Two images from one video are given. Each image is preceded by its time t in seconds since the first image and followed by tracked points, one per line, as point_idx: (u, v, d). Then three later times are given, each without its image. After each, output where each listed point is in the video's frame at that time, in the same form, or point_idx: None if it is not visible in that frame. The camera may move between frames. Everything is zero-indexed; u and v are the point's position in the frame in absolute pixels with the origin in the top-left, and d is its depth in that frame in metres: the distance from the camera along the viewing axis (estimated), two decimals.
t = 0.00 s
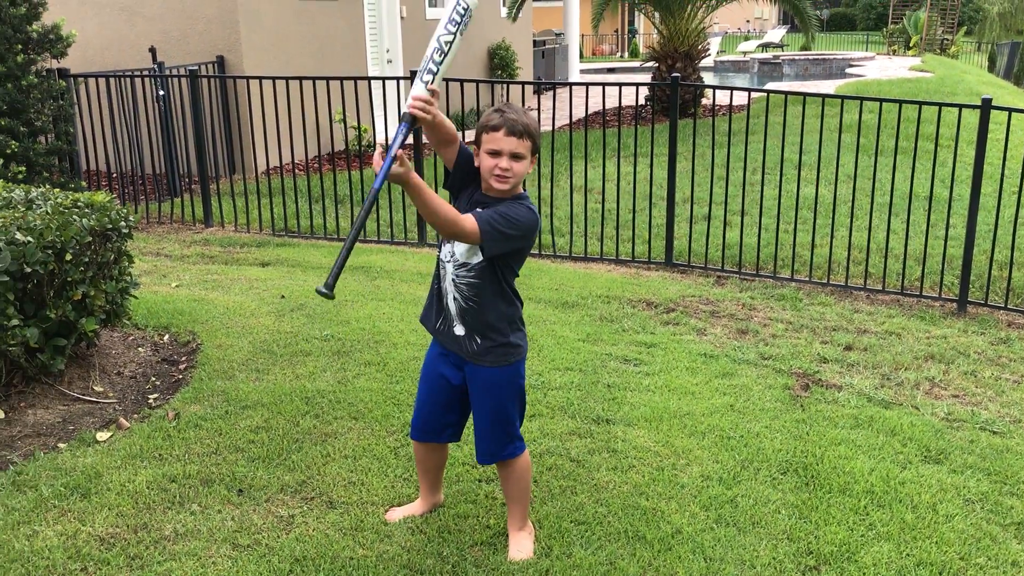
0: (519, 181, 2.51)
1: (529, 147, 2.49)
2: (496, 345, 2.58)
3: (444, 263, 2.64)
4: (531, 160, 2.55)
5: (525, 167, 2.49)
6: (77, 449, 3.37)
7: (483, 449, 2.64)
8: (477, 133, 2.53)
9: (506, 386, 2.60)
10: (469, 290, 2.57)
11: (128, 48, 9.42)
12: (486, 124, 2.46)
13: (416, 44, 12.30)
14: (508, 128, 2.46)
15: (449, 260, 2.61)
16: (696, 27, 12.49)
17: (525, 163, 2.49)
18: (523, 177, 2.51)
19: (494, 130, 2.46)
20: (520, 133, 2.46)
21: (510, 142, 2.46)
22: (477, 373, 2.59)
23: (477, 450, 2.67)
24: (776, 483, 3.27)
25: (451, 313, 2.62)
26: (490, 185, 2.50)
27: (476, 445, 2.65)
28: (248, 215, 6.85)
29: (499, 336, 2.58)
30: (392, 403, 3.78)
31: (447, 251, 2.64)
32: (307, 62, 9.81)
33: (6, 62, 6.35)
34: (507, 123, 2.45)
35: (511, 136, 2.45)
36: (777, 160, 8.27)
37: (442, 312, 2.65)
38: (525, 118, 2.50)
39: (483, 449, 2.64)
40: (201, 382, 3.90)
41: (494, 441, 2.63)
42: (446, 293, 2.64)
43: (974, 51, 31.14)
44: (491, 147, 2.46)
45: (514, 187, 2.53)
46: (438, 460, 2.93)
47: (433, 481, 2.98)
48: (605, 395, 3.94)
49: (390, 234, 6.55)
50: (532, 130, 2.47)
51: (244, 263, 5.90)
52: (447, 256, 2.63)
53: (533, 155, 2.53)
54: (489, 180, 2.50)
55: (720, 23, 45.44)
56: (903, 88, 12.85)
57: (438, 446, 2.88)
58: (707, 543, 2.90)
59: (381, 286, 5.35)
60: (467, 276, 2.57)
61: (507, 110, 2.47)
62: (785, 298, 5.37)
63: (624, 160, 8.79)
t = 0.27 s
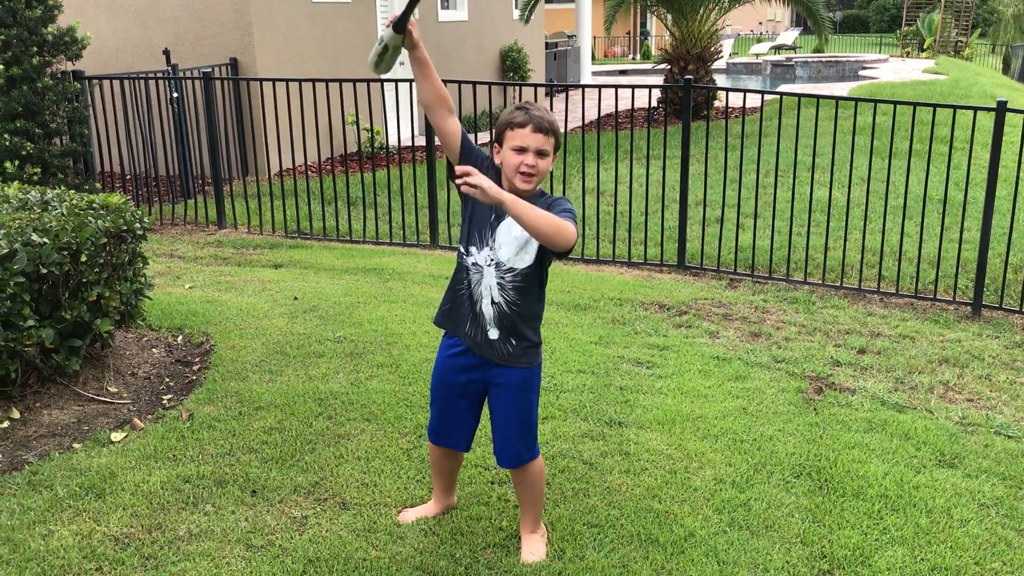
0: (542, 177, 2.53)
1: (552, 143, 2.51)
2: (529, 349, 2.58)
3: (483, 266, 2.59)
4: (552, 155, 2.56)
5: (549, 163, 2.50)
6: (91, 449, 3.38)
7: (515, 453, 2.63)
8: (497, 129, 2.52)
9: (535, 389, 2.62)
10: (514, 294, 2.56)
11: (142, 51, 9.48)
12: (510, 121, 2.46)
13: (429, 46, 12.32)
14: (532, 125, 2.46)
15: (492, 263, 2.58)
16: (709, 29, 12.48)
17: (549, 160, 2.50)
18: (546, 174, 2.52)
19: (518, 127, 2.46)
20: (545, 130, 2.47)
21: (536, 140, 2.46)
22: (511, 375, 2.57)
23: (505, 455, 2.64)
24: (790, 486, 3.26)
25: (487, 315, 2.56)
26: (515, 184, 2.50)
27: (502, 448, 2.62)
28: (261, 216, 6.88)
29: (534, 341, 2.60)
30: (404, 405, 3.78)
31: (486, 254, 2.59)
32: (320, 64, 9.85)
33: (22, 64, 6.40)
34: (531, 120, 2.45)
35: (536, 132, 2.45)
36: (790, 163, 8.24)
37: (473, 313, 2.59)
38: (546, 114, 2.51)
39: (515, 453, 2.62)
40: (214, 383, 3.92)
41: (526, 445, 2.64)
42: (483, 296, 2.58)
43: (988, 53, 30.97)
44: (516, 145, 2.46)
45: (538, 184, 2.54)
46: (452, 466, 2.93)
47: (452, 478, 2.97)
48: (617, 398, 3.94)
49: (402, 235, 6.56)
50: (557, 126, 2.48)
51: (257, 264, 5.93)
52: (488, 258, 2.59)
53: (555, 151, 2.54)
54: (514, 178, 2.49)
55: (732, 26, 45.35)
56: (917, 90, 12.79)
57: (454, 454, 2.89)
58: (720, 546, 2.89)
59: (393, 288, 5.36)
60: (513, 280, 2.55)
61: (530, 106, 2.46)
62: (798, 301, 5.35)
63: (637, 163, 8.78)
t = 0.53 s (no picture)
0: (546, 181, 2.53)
1: (556, 146, 2.51)
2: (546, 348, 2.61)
3: (501, 273, 2.53)
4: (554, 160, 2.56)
5: (553, 166, 2.50)
6: (99, 448, 3.39)
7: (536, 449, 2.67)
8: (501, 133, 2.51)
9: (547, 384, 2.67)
10: (536, 298, 2.56)
11: (149, 51, 9.50)
12: (516, 125, 2.45)
13: (436, 47, 12.33)
14: (537, 129, 2.46)
15: (510, 270, 2.53)
16: (716, 29, 12.46)
17: (553, 163, 2.50)
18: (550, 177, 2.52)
19: (524, 131, 2.45)
20: (550, 133, 2.47)
21: (541, 143, 2.45)
22: (532, 376, 2.59)
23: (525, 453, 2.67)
24: (796, 488, 3.25)
25: (511, 323, 2.53)
26: (519, 187, 2.49)
27: (521, 446, 2.65)
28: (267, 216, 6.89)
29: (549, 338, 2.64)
30: (411, 405, 3.79)
31: (503, 260, 2.53)
32: (326, 64, 9.87)
33: (30, 64, 6.43)
34: (536, 124, 2.45)
35: (542, 136, 2.45)
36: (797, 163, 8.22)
37: (494, 321, 2.53)
38: (550, 118, 2.51)
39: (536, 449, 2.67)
40: (221, 382, 3.93)
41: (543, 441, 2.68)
42: (504, 304, 2.53)
43: (995, 53, 30.86)
44: (521, 148, 2.45)
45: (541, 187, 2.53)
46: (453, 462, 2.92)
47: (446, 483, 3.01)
48: (623, 398, 3.94)
49: (408, 235, 6.57)
50: (560, 130, 2.48)
51: (264, 264, 5.94)
52: (506, 265, 2.53)
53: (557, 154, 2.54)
54: (519, 181, 2.48)
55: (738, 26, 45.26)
56: (924, 90, 12.76)
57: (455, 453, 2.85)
58: (727, 547, 2.89)
59: (400, 288, 5.37)
60: (535, 284, 2.55)
61: (536, 110, 2.46)
62: (805, 302, 5.35)
63: (643, 163, 8.77)
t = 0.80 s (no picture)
0: (481, 183, 2.55)
1: (484, 147, 2.54)
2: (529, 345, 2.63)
3: (464, 288, 2.56)
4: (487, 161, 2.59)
5: (484, 166, 2.53)
6: (100, 446, 3.39)
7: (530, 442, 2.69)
8: (428, 143, 2.57)
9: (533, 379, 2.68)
10: (505, 300, 2.56)
11: (151, 49, 9.50)
12: (438, 130, 2.50)
13: (437, 45, 12.33)
14: (460, 132, 2.51)
15: (472, 283, 2.55)
16: (718, 28, 12.45)
17: (483, 164, 2.53)
18: (483, 178, 2.54)
19: (447, 135, 2.50)
20: (473, 133, 2.51)
21: (466, 144, 2.50)
22: (516, 376, 2.60)
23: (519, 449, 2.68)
24: (798, 487, 3.25)
25: (488, 332, 2.54)
26: (453, 192, 2.52)
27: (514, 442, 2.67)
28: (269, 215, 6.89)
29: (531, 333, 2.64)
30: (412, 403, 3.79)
31: (463, 277, 2.56)
32: (328, 63, 9.86)
33: (31, 62, 6.43)
34: (461, 126, 2.50)
35: (466, 137, 2.50)
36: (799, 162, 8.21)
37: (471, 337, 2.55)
38: (475, 120, 2.55)
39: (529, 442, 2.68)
40: (222, 380, 3.93)
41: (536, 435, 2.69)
42: (475, 317, 2.55)
43: (997, 51, 30.82)
44: (447, 152, 2.49)
45: (477, 189, 2.56)
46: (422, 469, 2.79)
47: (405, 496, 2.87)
48: (625, 397, 3.93)
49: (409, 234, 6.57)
50: (484, 128, 2.52)
51: (265, 262, 5.94)
52: (467, 279, 2.55)
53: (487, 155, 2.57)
54: (451, 185, 2.51)
55: (740, 24, 45.20)
56: (926, 89, 12.75)
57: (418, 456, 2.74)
58: (728, 546, 2.88)
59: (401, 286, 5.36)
60: (500, 288, 2.56)
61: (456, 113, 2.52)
62: (807, 300, 5.34)
63: (644, 162, 8.76)
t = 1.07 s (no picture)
0: (411, 181, 2.51)
1: (413, 145, 2.49)
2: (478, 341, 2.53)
3: (398, 291, 2.58)
4: (420, 157, 2.54)
5: (414, 164, 2.49)
6: (100, 444, 3.39)
7: (481, 444, 2.54)
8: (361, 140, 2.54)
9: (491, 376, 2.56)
10: (434, 299, 2.53)
11: (149, 47, 9.49)
12: (367, 129, 2.47)
13: (437, 42, 12.32)
14: (388, 131, 2.47)
15: (403, 284, 2.56)
16: (717, 25, 12.43)
17: (413, 163, 2.48)
18: (414, 176, 2.51)
19: (377, 135, 2.46)
20: (401, 132, 2.47)
21: (393, 143, 2.46)
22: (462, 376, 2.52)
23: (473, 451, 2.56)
24: (798, 484, 3.25)
25: (421, 333, 2.54)
26: (384, 192, 2.50)
27: (469, 445, 2.55)
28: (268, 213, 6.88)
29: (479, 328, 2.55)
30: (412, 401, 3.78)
31: (396, 279, 2.57)
32: (326, 60, 9.85)
33: (30, 59, 6.42)
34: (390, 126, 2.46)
35: (393, 136, 2.46)
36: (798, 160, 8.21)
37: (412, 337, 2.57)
38: (406, 118, 2.50)
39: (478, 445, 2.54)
40: (222, 378, 3.93)
41: (491, 436, 2.55)
42: (410, 319, 2.56)
43: (997, 48, 30.81)
44: (376, 152, 2.46)
45: (409, 187, 2.52)
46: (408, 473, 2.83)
47: (400, 499, 2.89)
48: (625, 394, 3.93)
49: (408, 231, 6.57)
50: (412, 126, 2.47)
51: (265, 260, 5.93)
52: (398, 281, 2.57)
53: (419, 152, 2.53)
54: (381, 185, 2.49)
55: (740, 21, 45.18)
56: (925, 86, 12.74)
57: (406, 456, 2.79)
58: (728, 543, 2.88)
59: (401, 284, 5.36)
60: (427, 288, 2.53)
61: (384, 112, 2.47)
62: (807, 298, 5.34)
63: (644, 159, 8.76)
